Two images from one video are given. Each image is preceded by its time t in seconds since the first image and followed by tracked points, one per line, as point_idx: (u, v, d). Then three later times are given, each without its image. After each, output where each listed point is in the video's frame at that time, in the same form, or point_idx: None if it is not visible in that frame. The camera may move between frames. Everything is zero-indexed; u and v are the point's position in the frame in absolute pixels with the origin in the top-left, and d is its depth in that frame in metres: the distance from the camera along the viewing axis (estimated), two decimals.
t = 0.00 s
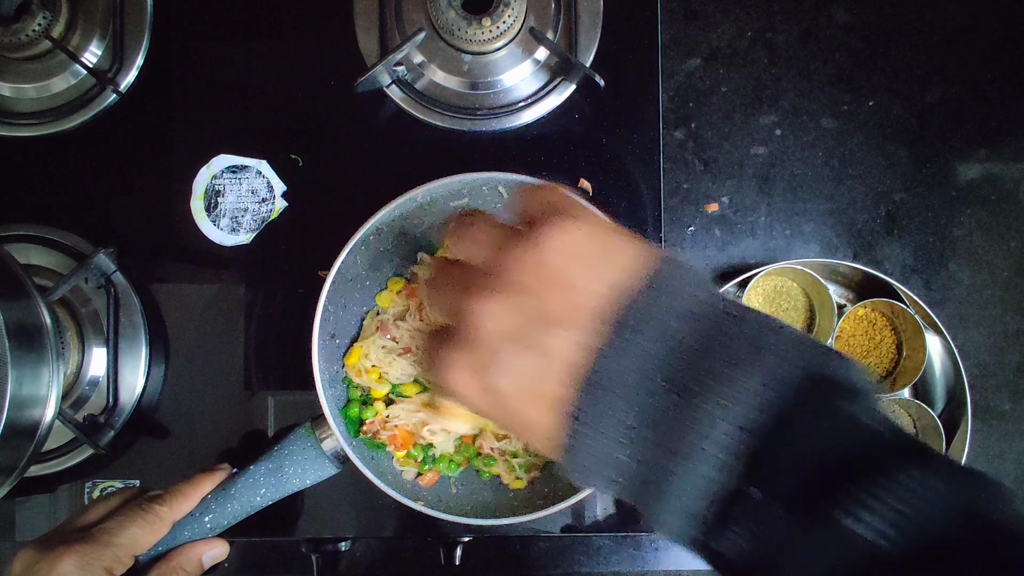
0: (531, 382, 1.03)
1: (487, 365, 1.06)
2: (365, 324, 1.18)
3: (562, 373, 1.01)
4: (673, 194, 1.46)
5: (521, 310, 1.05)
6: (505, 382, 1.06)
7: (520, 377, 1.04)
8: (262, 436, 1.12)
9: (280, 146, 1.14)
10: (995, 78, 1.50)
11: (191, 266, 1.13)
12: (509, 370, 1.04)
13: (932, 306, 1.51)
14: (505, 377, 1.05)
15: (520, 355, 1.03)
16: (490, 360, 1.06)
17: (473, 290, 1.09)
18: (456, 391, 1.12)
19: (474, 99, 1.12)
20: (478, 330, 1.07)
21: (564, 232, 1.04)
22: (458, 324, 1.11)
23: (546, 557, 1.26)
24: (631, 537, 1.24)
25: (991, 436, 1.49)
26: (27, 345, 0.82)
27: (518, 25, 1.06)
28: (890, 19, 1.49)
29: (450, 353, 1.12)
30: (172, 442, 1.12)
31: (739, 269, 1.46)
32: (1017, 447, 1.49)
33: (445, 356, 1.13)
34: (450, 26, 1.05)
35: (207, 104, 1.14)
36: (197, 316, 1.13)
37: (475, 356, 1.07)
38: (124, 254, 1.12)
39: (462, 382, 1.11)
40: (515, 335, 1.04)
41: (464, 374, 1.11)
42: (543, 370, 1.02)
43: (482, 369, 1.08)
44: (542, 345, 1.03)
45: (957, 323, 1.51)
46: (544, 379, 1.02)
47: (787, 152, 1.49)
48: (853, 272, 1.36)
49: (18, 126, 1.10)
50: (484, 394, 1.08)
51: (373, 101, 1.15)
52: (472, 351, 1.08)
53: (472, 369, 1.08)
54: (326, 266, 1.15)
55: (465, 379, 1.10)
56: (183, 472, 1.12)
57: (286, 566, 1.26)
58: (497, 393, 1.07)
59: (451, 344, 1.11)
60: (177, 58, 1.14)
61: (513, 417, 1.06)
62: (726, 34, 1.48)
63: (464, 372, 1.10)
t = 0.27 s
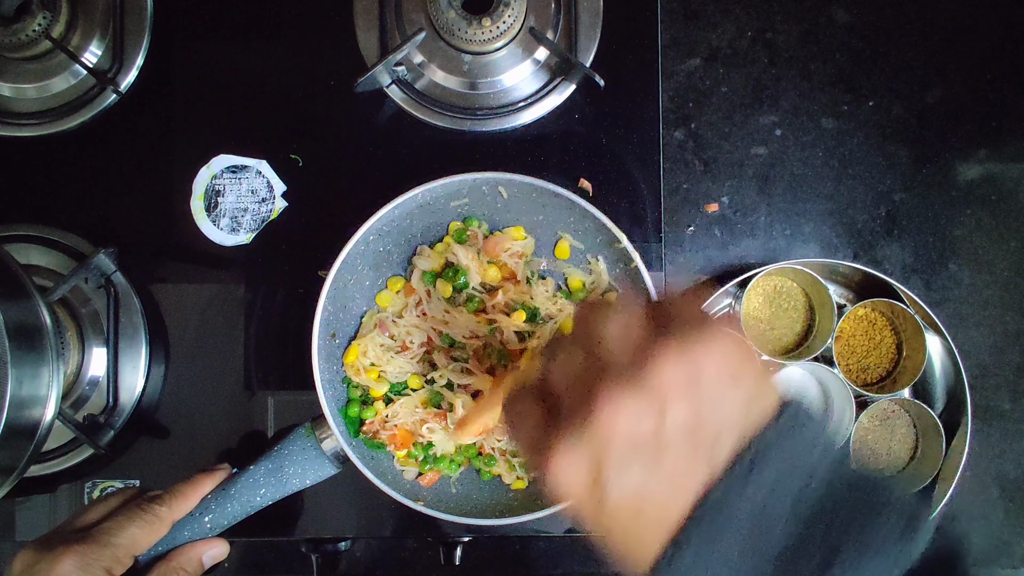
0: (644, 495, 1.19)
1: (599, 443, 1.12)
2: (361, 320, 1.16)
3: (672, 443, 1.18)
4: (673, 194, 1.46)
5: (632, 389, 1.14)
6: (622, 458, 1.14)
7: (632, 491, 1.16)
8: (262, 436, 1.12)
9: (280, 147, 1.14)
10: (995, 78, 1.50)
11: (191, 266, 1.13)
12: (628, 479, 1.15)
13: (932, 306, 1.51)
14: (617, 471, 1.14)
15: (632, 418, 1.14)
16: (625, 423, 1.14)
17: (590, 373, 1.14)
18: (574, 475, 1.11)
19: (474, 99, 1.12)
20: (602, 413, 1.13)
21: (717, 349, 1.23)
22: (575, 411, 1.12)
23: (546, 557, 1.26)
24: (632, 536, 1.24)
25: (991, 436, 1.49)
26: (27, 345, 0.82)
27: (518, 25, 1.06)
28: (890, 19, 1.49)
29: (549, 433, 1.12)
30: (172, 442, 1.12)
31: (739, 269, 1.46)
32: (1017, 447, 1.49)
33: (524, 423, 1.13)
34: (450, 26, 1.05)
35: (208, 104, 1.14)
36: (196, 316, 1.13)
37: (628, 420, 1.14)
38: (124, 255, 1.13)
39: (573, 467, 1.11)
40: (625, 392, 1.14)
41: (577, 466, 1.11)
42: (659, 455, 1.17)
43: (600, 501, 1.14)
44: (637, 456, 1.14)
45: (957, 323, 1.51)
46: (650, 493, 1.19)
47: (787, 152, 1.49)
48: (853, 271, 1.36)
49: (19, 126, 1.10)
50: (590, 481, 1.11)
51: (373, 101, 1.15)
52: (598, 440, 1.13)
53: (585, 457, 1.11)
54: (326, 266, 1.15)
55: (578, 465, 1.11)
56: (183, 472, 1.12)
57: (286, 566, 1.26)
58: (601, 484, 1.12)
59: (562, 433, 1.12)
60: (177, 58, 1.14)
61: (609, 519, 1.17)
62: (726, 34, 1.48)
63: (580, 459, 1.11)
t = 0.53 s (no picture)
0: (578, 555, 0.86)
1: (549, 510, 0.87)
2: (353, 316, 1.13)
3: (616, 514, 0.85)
4: (673, 194, 1.46)
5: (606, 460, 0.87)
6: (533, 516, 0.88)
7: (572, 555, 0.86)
8: (262, 436, 1.12)
9: (280, 147, 1.14)
10: (995, 78, 1.50)
11: (191, 266, 1.13)
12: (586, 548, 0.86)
13: (932, 306, 1.51)
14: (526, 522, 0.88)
15: (580, 493, 0.86)
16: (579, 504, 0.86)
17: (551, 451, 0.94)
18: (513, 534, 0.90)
19: (474, 100, 1.12)
20: (551, 472, 0.90)
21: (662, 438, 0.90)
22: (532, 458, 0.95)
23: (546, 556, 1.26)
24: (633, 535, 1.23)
25: (990, 436, 1.49)
26: (27, 345, 0.82)
27: (518, 25, 1.06)
28: (890, 19, 1.49)
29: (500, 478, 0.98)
30: (172, 442, 1.12)
31: (739, 269, 1.46)
32: (1017, 447, 1.49)
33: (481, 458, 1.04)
34: (450, 26, 1.05)
35: (207, 104, 1.14)
36: (196, 316, 1.13)
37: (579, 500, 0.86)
38: (124, 255, 1.12)
39: (515, 520, 0.89)
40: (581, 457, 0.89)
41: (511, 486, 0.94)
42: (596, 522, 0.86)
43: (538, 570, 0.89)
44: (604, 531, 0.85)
45: (956, 323, 1.51)
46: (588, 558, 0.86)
47: (787, 152, 1.49)
48: (853, 271, 1.35)
49: (18, 126, 1.10)
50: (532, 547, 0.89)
51: (373, 101, 1.15)
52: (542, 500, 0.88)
53: (532, 511, 0.88)
54: (325, 266, 1.15)
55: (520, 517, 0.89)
56: (183, 472, 1.12)
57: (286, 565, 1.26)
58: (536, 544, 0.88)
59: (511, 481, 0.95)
60: (176, 58, 1.14)
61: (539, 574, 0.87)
62: (726, 34, 1.48)
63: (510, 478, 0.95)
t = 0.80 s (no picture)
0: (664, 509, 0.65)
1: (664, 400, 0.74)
2: (365, 266, 1.11)
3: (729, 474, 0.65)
4: (673, 194, 1.46)
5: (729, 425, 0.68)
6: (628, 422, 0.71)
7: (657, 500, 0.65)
8: (262, 436, 1.12)
9: (280, 147, 1.14)
10: (995, 78, 1.50)
11: (191, 266, 1.13)
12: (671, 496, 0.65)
13: (932, 306, 1.51)
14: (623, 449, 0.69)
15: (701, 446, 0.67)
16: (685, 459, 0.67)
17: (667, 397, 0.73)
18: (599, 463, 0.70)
19: (474, 100, 1.13)
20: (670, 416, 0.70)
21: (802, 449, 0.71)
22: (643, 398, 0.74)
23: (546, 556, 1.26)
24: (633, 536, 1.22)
25: (990, 436, 1.49)
26: (27, 345, 0.82)
27: (518, 25, 1.06)
28: (890, 19, 1.49)
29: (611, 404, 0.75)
30: (172, 442, 1.12)
31: (739, 269, 1.46)
32: (1017, 447, 1.49)
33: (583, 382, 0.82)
34: (450, 26, 1.05)
35: (208, 104, 1.14)
36: (196, 316, 1.13)
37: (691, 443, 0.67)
38: (124, 255, 1.13)
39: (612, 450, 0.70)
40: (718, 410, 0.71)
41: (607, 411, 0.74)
42: (698, 481, 0.65)
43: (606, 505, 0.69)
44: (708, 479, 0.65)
45: (956, 323, 1.51)
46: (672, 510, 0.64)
47: (787, 152, 1.49)
48: (853, 271, 1.36)
49: (18, 126, 1.10)
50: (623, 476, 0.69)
51: (373, 101, 1.15)
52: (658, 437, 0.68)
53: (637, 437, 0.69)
54: (326, 266, 1.15)
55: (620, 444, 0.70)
56: (183, 472, 1.12)
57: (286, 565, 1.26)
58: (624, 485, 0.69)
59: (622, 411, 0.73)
60: (176, 58, 1.14)
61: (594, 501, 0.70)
62: (726, 34, 1.48)
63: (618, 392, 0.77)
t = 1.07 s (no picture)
0: (684, 419, 0.89)
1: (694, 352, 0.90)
2: (366, 268, 1.12)
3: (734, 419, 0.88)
4: (674, 194, 1.46)
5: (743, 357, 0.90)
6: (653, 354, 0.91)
7: (680, 410, 0.89)
8: (262, 436, 1.12)
9: (280, 147, 1.14)
10: (996, 78, 1.50)
11: (191, 266, 1.13)
12: (682, 399, 0.90)
13: (932, 306, 1.51)
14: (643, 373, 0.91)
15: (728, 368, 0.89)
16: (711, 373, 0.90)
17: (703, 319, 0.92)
18: (630, 371, 0.92)
19: (474, 99, 1.12)
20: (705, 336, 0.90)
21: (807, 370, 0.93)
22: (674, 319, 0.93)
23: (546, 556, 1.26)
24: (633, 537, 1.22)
25: (991, 436, 1.49)
26: (27, 344, 0.82)
27: (518, 25, 1.06)
28: (890, 19, 1.49)
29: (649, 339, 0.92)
30: (171, 442, 1.12)
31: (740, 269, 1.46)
32: (1017, 447, 1.49)
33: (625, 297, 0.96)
34: (450, 26, 1.05)
35: (207, 104, 1.14)
36: (196, 316, 1.13)
37: (696, 357, 0.90)
38: (124, 254, 1.12)
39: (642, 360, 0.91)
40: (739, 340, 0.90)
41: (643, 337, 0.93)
42: (716, 398, 0.89)
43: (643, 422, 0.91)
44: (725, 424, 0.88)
45: (957, 323, 1.51)
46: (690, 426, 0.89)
47: (787, 152, 1.49)
48: (853, 271, 1.35)
49: (18, 126, 1.10)
50: (646, 387, 0.91)
51: (373, 101, 1.15)
52: (690, 352, 0.90)
53: (667, 351, 0.91)
54: (326, 266, 1.15)
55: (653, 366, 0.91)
56: (183, 472, 1.12)
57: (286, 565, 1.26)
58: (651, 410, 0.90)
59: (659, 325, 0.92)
60: (175, 58, 1.14)
61: (625, 428, 0.92)
62: (726, 34, 1.48)
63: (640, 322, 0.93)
